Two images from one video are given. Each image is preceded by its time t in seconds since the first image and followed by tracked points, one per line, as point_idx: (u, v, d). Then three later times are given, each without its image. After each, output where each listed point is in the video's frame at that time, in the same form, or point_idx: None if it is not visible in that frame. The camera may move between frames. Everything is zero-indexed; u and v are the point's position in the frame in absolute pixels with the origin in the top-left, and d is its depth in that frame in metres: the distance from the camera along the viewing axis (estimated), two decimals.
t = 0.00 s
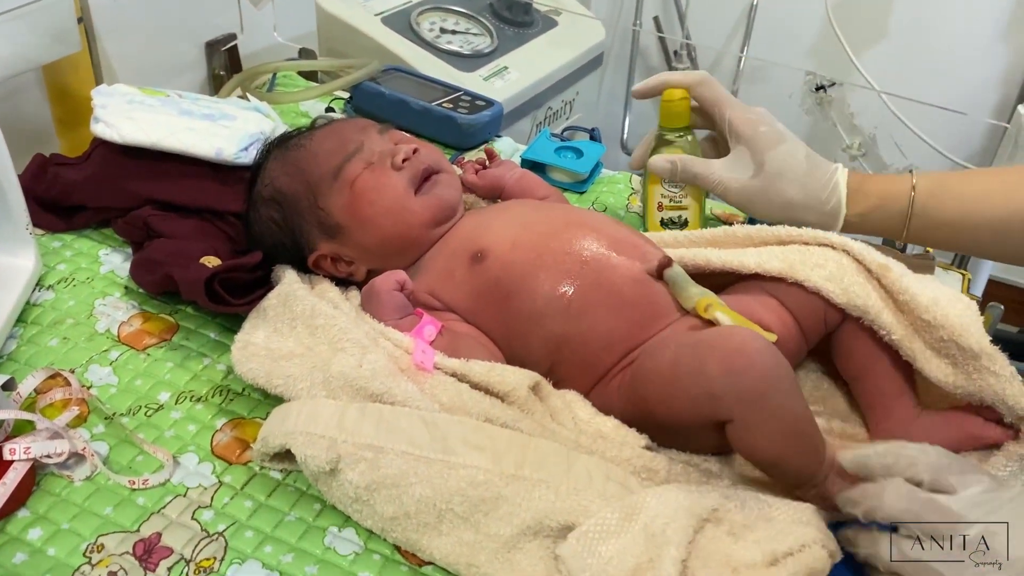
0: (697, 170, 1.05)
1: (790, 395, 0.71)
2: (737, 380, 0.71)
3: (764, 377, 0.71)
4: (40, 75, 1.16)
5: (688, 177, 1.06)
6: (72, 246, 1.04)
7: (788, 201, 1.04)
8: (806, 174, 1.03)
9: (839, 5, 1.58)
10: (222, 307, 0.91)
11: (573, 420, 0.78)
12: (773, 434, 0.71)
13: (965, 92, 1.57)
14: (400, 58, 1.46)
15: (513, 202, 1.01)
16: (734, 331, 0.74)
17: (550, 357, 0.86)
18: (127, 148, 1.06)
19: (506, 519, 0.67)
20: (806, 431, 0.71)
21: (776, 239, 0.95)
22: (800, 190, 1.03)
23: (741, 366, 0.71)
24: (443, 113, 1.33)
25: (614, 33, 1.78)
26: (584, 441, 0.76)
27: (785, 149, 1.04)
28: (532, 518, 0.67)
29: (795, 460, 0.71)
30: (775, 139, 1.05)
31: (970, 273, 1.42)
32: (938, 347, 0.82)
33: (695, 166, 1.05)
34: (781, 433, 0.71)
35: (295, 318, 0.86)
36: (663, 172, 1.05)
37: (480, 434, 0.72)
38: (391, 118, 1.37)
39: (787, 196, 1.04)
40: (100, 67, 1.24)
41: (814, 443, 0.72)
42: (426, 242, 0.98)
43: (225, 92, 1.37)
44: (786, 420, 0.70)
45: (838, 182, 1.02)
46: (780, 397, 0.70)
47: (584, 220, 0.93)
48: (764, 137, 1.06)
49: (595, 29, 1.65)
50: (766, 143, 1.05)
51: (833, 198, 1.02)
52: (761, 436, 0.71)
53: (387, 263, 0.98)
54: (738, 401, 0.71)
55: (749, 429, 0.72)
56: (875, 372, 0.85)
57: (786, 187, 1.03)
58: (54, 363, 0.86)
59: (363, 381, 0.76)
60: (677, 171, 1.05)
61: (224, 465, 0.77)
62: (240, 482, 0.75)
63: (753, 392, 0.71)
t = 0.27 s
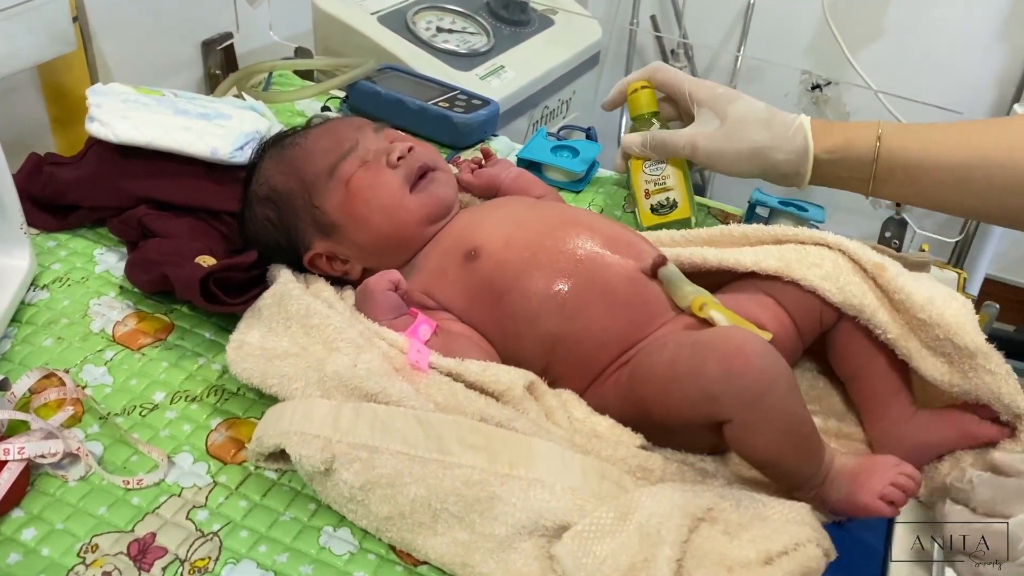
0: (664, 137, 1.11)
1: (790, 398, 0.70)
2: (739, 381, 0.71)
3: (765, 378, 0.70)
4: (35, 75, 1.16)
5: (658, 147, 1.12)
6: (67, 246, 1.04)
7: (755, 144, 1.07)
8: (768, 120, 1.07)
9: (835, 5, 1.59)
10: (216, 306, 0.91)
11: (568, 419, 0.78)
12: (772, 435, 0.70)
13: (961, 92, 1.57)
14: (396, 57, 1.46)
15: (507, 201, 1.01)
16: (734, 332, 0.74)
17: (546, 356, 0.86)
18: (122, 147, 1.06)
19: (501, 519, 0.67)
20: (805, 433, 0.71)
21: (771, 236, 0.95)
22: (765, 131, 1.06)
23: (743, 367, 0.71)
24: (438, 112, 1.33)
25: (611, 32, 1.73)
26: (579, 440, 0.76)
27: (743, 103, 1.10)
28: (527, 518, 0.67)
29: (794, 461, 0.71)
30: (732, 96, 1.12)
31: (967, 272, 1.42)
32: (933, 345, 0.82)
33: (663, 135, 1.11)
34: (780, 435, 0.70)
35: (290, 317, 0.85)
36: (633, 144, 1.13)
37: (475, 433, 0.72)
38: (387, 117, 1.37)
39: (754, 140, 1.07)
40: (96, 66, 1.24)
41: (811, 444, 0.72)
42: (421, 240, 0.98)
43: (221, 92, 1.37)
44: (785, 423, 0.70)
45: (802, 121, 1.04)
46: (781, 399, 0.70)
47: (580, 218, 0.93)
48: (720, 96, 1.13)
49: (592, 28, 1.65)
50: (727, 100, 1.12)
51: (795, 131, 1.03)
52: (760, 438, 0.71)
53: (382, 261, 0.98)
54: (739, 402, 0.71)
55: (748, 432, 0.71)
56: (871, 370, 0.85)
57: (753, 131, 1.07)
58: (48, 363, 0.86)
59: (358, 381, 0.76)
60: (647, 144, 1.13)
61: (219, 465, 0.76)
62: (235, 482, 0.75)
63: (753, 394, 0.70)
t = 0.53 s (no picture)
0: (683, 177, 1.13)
1: (794, 400, 0.70)
2: (742, 383, 0.71)
3: (768, 381, 0.70)
4: (31, 73, 1.16)
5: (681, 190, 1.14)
6: (64, 244, 1.04)
7: (780, 167, 1.09)
8: (789, 142, 1.10)
9: (832, 4, 1.59)
10: (213, 304, 0.90)
11: (565, 417, 0.78)
12: (774, 438, 0.70)
13: (959, 90, 1.57)
14: (394, 55, 1.45)
15: (504, 199, 1.01)
16: (738, 334, 0.74)
17: (544, 355, 0.86)
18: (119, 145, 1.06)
19: (498, 517, 0.67)
20: (808, 436, 0.71)
21: (768, 236, 0.95)
22: (789, 155, 1.09)
23: (746, 369, 0.71)
24: (435, 110, 1.33)
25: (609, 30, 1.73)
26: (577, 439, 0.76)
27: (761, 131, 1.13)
28: (525, 516, 0.67)
29: (795, 463, 0.71)
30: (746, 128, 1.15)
31: (964, 270, 1.42)
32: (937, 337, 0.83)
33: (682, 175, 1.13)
34: (780, 438, 0.70)
35: (287, 315, 0.85)
36: (653, 191, 1.14)
37: (472, 431, 0.72)
38: (385, 116, 1.37)
39: (778, 162, 1.09)
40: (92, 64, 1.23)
41: (814, 446, 0.72)
42: (419, 238, 0.98)
43: (218, 90, 1.36)
44: (787, 426, 0.70)
45: (825, 139, 1.07)
46: (782, 403, 0.70)
47: (578, 216, 0.93)
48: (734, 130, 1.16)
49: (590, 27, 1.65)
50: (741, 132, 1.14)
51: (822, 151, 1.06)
52: (760, 440, 0.71)
53: (380, 259, 0.98)
54: (742, 404, 0.71)
55: (748, 433, 0.71)
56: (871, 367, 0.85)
57: (774, 155, 1.10)
58: (45, 362, 0.86)
59: (354, 379, 0.76)
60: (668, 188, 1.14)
61: (216, 463, 0.76)
62: (232, 480, 0.75)
63: (755, 396, 0.70)
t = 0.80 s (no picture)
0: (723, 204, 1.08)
1: (782, 418, 0.65)
2: (720, 411, 0.67)
3: (745, 409, 0.66)
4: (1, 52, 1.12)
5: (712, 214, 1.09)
6: (35, 229, 1.01)
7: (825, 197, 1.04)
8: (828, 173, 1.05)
9: None
10: (187, 292, 0.88)
11: (547, 407, 0.76)
12: (771, 463, 0.65)
13: (952, 74, 1.55)
14: (377, 35, 1.42)
15: (484, 182, 0.99)
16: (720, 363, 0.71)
17: (525, 341, 0.84)
18: (91, 128, 1.02)
19: (477, 512, 0.65)
20: (815, 453, 0.64)
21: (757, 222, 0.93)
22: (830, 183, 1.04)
23: (724, 394, 0.68)
24: (419, 91, 1.30)
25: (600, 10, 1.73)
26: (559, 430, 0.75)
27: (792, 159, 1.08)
28: (504, 510, 0.65)
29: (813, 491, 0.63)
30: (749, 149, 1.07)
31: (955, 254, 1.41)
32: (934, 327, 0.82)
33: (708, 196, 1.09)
34: (768, 471, 0.65)
35: (262, 304, 0.83)
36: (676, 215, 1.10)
37: (450, 423, 0.70)
38: (368, 97, 1.34)
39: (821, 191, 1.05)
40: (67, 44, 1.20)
41: (835, 465, 0.64)
42: (400, 219, 0.96)
43: (196, 71, 1.33)
44: (770, 457, 0.65)
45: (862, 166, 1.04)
46: (763, 432, 0.65)
47: (560, 200, 0.91)
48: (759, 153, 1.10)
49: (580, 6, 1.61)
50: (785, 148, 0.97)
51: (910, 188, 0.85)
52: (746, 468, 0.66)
53: (359, 241, 0.95)
54: (726, 432, 0.67)
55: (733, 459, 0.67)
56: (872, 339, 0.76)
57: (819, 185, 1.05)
58: (13, 352, 0.84)
59: (330, 370, 0.74)
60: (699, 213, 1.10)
61: (189, 456, 0.74)
62: (205, 473, 0.73)
63: (733, 423, 0.67)
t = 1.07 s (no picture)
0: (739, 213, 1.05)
1: (787, 417, 0.65)
2: (726, 409, 0.67)
3: (752, 404, 0.66)
4: None
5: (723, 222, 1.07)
6: (33, 230, 1.01)
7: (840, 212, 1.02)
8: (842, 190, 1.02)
9: None
10: (185, 292, 0.88)
11: (544, 408, 0.76)
12: (780, 461, 0.65)
13: (952, 73, 1.55)
14: (376, 35, 1.42)
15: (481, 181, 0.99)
16: (726, 362, 0.71)
17: (524, 340, 0.84)
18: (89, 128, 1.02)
19: (474, 512, 0.66)
20: (824, 452, 0.64)
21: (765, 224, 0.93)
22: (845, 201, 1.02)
23: (731, 393, 0.68)
24: (417, 91, 1.30)
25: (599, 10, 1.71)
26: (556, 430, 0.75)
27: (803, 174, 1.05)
28: (501, 511, 0.65)
29: (824, 490, 0.63)
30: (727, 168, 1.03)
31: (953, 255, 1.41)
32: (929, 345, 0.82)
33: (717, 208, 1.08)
34: (772, 467, 0.65)
35: (259, 304, 0.83)
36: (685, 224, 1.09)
37: (448, 423, 0.70)
38: (367, 97, 1.34)
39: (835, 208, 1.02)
40: (66, 44, 1.20)
41: (844, 463, 0.63)
42: (399, 218, 0.96)
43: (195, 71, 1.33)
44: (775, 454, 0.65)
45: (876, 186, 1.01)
46: (769, 428, 0.65)
47: (557, 199, 0.91)
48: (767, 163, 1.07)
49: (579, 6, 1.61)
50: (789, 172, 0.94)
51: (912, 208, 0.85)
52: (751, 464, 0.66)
53: (358, 241, 0.96)
54: (731, 431, 0.67)
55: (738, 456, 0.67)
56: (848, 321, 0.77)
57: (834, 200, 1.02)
58: (11, 352, 0.84)
59: (328, 370, 0.74)
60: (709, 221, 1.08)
61: (187, 456, 0.74)
62: (203, 474, 0.73)
63: (739, 418, 0.67)
